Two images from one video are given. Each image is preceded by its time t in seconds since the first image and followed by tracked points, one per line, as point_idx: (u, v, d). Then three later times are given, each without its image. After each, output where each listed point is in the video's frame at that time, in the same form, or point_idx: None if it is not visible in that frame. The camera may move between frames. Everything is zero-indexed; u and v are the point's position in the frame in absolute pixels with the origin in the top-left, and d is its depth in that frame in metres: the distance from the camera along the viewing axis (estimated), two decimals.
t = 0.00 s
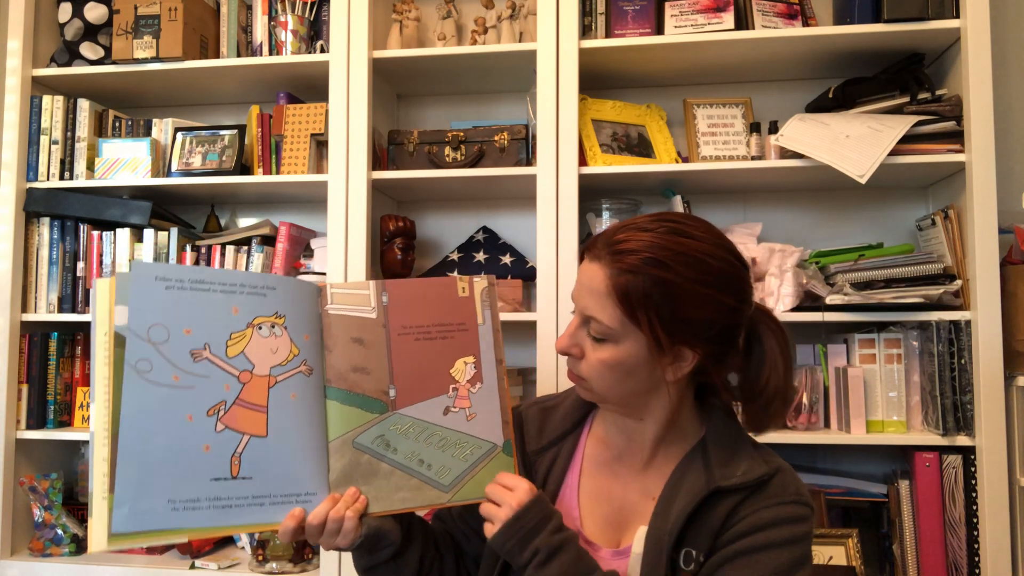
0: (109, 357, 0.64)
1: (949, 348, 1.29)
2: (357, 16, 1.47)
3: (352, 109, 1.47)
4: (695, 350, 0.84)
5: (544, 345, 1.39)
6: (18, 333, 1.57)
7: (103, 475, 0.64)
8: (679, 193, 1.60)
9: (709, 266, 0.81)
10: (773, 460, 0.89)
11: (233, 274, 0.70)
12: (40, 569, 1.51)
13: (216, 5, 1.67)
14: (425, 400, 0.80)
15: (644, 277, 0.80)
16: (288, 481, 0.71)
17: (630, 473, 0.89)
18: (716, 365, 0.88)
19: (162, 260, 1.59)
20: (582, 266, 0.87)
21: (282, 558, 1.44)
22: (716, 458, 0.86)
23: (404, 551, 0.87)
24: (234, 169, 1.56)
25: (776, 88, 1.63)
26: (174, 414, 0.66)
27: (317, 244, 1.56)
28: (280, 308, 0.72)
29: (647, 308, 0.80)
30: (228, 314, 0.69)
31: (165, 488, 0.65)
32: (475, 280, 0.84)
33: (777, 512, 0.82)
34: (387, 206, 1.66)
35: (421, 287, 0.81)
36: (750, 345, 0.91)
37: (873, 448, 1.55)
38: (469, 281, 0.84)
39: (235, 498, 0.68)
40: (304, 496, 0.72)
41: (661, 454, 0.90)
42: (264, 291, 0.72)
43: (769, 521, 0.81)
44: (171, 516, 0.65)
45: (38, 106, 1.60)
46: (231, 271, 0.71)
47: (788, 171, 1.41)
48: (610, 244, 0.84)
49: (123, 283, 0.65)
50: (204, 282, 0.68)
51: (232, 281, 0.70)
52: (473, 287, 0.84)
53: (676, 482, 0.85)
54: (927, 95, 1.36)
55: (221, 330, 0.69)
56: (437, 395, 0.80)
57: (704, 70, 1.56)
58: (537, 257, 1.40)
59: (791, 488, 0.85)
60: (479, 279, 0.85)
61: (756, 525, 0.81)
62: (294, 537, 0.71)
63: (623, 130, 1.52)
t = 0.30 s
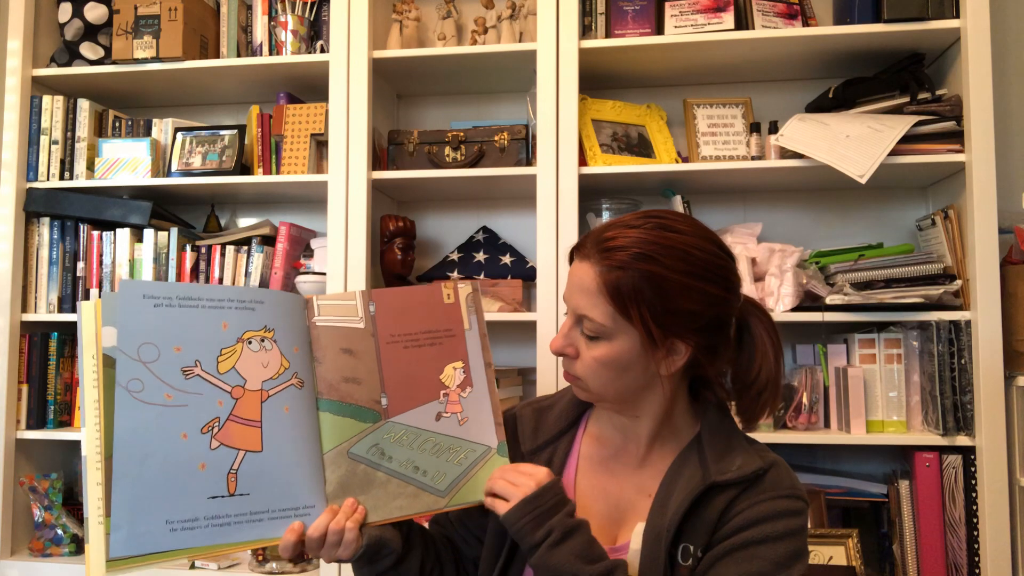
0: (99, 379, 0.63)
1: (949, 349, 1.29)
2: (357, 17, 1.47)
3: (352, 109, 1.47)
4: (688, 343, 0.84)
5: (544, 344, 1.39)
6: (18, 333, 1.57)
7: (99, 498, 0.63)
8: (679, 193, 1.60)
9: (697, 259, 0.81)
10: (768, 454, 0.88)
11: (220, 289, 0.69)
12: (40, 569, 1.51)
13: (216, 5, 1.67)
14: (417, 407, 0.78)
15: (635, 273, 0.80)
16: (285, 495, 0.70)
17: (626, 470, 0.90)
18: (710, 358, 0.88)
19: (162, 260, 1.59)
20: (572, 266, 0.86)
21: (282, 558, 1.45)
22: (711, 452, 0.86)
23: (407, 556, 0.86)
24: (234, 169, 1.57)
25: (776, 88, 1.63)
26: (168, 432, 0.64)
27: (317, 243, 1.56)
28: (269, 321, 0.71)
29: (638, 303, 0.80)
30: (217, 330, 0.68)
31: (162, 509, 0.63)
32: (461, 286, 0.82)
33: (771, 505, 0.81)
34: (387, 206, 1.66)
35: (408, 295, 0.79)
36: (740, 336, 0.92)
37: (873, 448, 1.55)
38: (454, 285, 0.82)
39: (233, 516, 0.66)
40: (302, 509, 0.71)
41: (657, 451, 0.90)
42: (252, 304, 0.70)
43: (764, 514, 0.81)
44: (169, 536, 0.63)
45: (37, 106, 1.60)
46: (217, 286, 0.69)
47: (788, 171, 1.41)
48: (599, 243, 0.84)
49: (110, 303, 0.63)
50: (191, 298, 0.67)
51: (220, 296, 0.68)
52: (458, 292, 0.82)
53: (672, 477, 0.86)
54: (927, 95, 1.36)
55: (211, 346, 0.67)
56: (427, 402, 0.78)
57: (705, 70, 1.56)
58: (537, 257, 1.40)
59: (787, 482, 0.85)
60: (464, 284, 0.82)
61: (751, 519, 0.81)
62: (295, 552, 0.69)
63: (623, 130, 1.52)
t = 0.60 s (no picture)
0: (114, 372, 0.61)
1: (949, 349, 1.29)
2: (357, 17, 1.47)
3: (352, 110, 1.47)
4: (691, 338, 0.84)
5: (544, 344, 1.39)
6: (18, 333, 1.57)
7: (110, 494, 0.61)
8: (679, 193, 1.60)
9: (700, 255, 0.82)
10: (769, 453, 0.88)
11: (235, 285, 0.69)
12: (40, 569, 1.51)
13: (216, 5, 1.67)
14: (424, 407, 0.78)
15: (638, 269, 0.80)
16: (295, 491, 0.69)
17: (627, 467, 0.90)
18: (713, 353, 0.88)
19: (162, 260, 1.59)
20: (575, 264, 0.86)
21: (282, 558, 1.45)
22: (712, 448, 0.86)
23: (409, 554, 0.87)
24: (234, 169, 1.57)
25: (776, 87, 1.63)
26: (182, 426, 0.63)
27: (317, 243, 1.56)
28: (281, 319, 0.71)
29: (642, 298, 0.80)
30: (231, 326, 0.68)
31: (174, 503, 0.62)
32: (467, 287, 0.84)
33: (772, 502, 0.81)
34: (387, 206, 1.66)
35: (412, 296, 0.80)
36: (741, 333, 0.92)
37: (873, 448, 1.55)
38: (460, 287, 0.83)
39: (244, 512, 0.66)
40: (312, 507, 0.70)
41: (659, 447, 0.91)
42: (264, 302, 0.70)
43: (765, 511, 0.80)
44: (181, 531, 0.62)
45: (38, 106, 1.60)
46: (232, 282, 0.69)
47: (788, 171, 1.41)
48: (602, 240, 0.84)
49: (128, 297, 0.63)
50: (207, 294, 0.67)
51: (235, 293, 0.68)
52: (465, 293, 0.83)
53: (673, 473, 0.86)
54: (927, 95, 1.36)
55: (225, 341, 0.67)
56: (435, 402, 0.79)
57: (704, 70, 1.57)
58: (537, 257, 1.40)
59: (787, 480, 0.84)
60: (470, 285, 0.84)
61: (752, 515, 0.80)
62: (304, 549, 0.70)
63: (623, 129, 1.52)
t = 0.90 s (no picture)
0: (116, 393, 0.62)
1: (949, 349, 1.29)
2: (357, 17, 1.47)
3: (352, 110, 1.47)
4: (693, 326, 0.84)
5: (544, 344, 1.39)
6: (18, 333, 1.57)
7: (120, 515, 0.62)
8: (679, 193, 1.60)
9: (707, 243, 0.83)
10: (765, 451, 0.88)
11: (232, 298, 0.69)
12: (39, 569, 1.51)
13: (216, 5, 1.67)
14: (424, 411, 0.76)
15: (645, 253, 0.81)
16: (303, 502, 0.69)
17: (624, 465, 0.90)
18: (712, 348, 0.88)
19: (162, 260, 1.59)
20: (581, 252, 0.88)
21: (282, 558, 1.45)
22: (709, 446, 0.86)
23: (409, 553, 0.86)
24: (234, 169, 1.57)
25: (776, 87, 1.64)
26: (188, 443, 0.63)
27: (317, 243, 1.56)
28: (279, 330, 0.71)
29: (648, 282, 0.81)
30: (230, 339, 0.67)
31: (184, 520, 0.62)
32: (454, 278, 0.79)
33: (770, 500, 0.81)
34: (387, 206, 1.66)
35: (405, 298, 0.77)
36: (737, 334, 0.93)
37: (873, 448, 1.55)
38: (449, 280, 0.79)
39: (255, 526, 0.66)
40: (320, 517, 0.70)
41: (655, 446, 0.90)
42: (262, 314, 0.70)
43: (763, 509, 0.80)
44: (192, 549, 0.62)
45: (38, 106, 1.60)
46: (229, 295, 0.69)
47: (788, 171, 1.41)
48: (609, 228, 0.85)
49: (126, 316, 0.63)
50: (205, 308, 0.67)
51: (232, 305, 0.68)
52: (452, 286, 0.79)
53: (670, 472, 0.86)
54: (927, 95, 1.36)
55: (226, 355, 0.67)
56: (434, 403, 0.76)
57: (704, 70, 1.57)
58: (537, 257, 1.40)
59: (783, 478, 0.84)
60: (456, 276, 0.79)
61: (750, 512, 0.80)
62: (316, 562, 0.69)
63: (623, 130, 1.52)
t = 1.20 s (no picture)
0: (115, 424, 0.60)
1: (949, 349, 1.29)
2: (357, 17, 1.47)
3: (352, 110, 1.47)
4: (688, 308, 0.88)
5: (544, 345, 1.39)
6: (18, 333, 1.57)
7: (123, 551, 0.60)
8: (679, 193, 1.60)
9: (707, 236, 0.90)
10: (752, 441, 0.88)
11: (223, 317, 0.67)
12: (39, 569, 1.51)
13: (217, 5, 1.67)
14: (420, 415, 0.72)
15: (647, 233, 0.87)
16: (308, 521, 0.67)
17: (616, 462, 0.90)
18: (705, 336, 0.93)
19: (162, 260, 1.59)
20: (585, 240, 0.92)
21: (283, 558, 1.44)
22: (695, 438, 0.86)
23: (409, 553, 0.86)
24: (234, 169, 1.56)
25: (776, 88, 1.64)
26: (190, 470, 0.61)
27: (317, 243, 1.56)
28: (273, 346, 0.69)
29: (649, 260, 0.86)
30: (225, 359, 0.66)
31: (191, 550, 0.60)
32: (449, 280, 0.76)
33: (757, 485, 0.81)
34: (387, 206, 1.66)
35: (395, 305, 0.75)
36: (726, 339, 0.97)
37: (873, 448, 1.55)
38: (443, 283, 0.75)
39: (263, 550, 0.63)
40: (327, 535, 0.68)
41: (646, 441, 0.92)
42: (254, 331, 0.68)
43: (749, 493, 0.80)
44: None
45: (37, 106, 1.60)
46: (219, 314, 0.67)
47: (788, 171, 1.41)
48: (613, 217, 0.92)
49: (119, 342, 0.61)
50: (199, 329, 0.65)
51: (224, 324, 0.67)
52: (448, 289, 0.75)
53: (659, 465, 0.86)
54: (927, 95, 1.36)
55: (223, 376, 0.65)
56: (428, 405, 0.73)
57: (704, 70, 1.57)
58: (538, 257, 1.40)
59: (770, 465, 0.85)
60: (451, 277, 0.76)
61: (736, 497, 0.80)
62: None
63: (623, 130, 1.52)
